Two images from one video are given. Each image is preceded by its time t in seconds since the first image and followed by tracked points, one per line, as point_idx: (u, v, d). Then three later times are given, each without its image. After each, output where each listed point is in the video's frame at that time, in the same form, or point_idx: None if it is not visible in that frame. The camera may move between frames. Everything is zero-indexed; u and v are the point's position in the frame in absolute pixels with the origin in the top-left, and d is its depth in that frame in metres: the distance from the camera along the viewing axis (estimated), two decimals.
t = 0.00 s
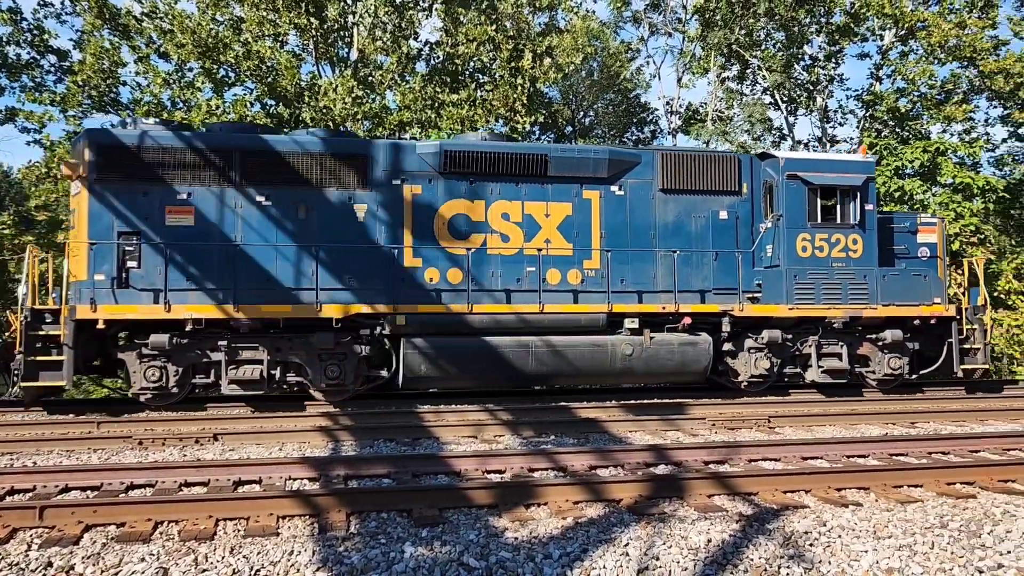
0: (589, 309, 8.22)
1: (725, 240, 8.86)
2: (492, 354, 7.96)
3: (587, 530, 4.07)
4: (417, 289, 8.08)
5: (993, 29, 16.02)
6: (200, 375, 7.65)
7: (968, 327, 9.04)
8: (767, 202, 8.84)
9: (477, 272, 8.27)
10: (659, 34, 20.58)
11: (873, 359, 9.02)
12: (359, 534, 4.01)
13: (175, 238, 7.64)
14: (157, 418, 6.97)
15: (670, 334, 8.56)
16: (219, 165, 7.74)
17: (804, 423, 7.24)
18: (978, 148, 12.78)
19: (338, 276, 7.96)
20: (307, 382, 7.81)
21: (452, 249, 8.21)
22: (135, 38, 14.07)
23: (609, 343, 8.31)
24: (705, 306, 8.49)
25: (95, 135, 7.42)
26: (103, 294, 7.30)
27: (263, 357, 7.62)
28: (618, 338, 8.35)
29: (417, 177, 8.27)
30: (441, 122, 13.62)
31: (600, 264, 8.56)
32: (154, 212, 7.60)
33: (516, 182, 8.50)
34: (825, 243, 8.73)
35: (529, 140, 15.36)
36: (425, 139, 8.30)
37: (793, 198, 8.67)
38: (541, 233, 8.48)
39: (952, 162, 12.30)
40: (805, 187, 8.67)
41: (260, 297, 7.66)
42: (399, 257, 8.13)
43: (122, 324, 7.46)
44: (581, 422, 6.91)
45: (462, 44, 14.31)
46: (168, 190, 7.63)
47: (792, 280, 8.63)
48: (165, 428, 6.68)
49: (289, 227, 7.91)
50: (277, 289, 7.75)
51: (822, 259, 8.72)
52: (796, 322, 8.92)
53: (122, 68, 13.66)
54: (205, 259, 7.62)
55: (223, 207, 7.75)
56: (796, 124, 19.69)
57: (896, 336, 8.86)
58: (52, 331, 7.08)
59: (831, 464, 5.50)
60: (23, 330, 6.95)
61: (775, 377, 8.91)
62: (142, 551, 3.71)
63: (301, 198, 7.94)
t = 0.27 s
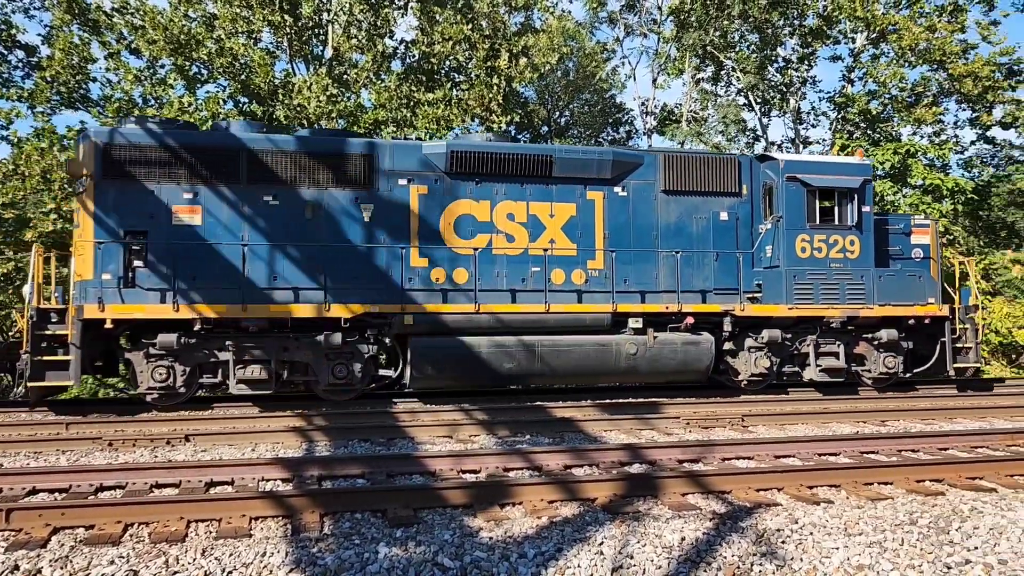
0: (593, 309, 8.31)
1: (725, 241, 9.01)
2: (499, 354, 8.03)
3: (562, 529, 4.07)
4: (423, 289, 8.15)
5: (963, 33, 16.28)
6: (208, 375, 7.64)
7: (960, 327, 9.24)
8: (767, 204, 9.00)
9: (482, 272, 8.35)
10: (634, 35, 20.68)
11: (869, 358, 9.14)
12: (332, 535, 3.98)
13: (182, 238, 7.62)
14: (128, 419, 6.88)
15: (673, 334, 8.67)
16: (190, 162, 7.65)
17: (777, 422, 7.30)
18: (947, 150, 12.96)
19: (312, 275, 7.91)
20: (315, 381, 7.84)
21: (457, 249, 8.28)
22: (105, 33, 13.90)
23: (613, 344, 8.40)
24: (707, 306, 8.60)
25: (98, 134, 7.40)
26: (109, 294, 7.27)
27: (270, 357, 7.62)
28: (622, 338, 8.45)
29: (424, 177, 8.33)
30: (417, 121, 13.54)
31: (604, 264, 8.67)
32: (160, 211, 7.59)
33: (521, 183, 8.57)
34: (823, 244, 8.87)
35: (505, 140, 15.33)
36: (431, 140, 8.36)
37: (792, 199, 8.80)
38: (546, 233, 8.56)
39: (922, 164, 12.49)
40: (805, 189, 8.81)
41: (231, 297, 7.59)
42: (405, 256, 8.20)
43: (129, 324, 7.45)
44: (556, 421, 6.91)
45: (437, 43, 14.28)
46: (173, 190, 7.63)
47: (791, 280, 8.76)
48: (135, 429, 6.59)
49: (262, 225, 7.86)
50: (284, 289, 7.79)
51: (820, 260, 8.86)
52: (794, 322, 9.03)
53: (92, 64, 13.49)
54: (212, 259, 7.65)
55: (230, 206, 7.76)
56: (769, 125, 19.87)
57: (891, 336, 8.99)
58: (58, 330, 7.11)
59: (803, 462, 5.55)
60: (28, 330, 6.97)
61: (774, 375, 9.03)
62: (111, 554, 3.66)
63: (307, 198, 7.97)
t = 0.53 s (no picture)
0: (603, 309, 8.48)
1: (729, 241, 9.21)
2: (509, 353, 8.15)
3: (540, 528, 4.07)
4: (434, 288, 8.26)
5: (936, 36, 16.52)
6: (219, 374, 7.65)
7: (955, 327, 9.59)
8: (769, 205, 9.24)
9: (491, 272, 8.48)
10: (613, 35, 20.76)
11: (868, 356, 9.42)
12: (309, 535, 3.96)
13: (194, 237, 7.64)
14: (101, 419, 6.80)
15: (679, 332, 8.83)
16: (164, 159, 7.59)
17: (754, 420, 7.35)
18: (920, 151, 13.12)
19: (288, 273, 7.87)
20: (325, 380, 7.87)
21: (467, 249, 8.40)
22: (78, 29, 13.73)
23: (621, 343, 8.53)
24: (712, 305, 8.81)
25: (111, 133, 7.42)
26: (122, 293, 7.26)
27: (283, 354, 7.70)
28: (629, 337, 8.59)
29: (433, 177, 8.43)
30: (395, 120, 13.45)
31: (610, 264, 8.83)
32: (171, 210, 7.59)
33: (529, 183, 8.69)
34: (825, 245, 9.14)
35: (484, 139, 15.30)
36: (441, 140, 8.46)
37: (795, 200, 9.05)
38: (554, 233, 8.70)
39: (896, 165, 12.66)
40: (807, 190, 9.04)
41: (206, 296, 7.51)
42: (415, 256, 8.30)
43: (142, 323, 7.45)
44: (534, 420, 6.91)
45: (416, 42, 14.25)
46: (185, 190, 7.63)
47: (795, 280, 9.01)
48: (110, 430, 6.52)
49: (236, 222, 7.78)
50: (295, 288, 7.85)
51: (821, 260, 9.13)
52: (797, 321, 9.26)
53: (66, 60, 13.32)
54: (225, 258, 7.68)
55: (241, 206, 7.79)
56: (746, 126, 20.01)
57: (891, 334, 9.27)
58: (70, 329, 7.16)
59: (778, 460, 5.59)
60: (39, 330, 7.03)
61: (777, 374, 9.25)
62: (84, 556, 3.61)
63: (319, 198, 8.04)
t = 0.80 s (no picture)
0: (613, 309, 8.63)
1: (735, 241, 9.39)
2: (522, 351, 8.27)
3: (521, 527, 4.07)
4: (446, 288, 8.35)
5: (914, 38, 16.68)
6: (235, 373, 7.73)
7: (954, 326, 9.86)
8: (774, 206, 9.43)
9: (503, 271, 8.58)
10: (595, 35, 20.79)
11: (870, 355, 9.66)
12: (289, 536, 3.94)
13: (209, 237, 7.70)
14: (79, 419, 6.72)
15: (688, 331, 8.95)
16: (142, 157, 7.51)
17: (734, 419, 7.39)
18: (899, 152, 13.24)
19: (268, 271, 7.81)
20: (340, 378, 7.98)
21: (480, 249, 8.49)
22: (55, 25, 13.56)
23: (631, 342, 8.68)
24: (721, 304, 8.94)
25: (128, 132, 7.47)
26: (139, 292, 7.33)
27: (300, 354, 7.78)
28: (639, 336, 8.74)
29: (446, 177, 8.52)
30: (377, 118, 13.39)
31: (620, 264, 8.96)
32: (189, 210, 7.65)
33: (541, 184, 8.80)
34: (829, 245, 9.30)
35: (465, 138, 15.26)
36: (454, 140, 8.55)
37: (800, 202, 9.26)
38: (564, 233, 8.81)
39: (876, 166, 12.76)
40: (811, 192, 9.24)
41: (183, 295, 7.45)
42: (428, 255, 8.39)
43: (159, 322, 7.51)
44: (516, 419, 6.92)
45: (398, 40, 14.19)
46: (203, 189, 7.68)
47: (800, 279, 9.17)
48: (87, 430, 6.46)
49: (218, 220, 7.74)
50: (311, 288, 7.92)
51: (825, 260, 9.29)
52: (802, 320, 9.46)
53: (42, 56, 13.16)
54: (240, 257, 7.74)
55: (257, 205, 7.85)
56: (728, 126, 20.10)
57: (893, 334, 9.49)
58: (86, 328, 7.15)
59: (758, 458, 5.63)
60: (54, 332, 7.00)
61: (781, 372, 9.45)
62: (60, 558, 3.57)
63: (334, 197, 8.11)
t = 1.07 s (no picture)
0: (626, 307, 8.74)
1: (744, 241, 9.46)
2: (537, 351, 8.25)
3: (506, 526, 4.07)
4: (461, 287, 8.44)
5: (897, 39, 16.82)
6: (256, 372, 7.81)
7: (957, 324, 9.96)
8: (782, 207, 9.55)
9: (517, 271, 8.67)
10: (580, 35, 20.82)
11: (875, 353, 9.75)
12: (273, 536, 3.92)
13: (229, 236, 7.76)
14: (60, 419, 6.66)
15: (699, 330, 8.97)
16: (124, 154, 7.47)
17: (718, 418, 7.42)
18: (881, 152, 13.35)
19: (252, 270, 7.78)
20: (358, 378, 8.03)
21: (495, 248, 8.58)
22: (35, 20, 13.44)
23: (644, 341, 8.67)
24: (732, 303, 9.06)
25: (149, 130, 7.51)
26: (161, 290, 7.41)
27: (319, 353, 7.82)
28: (651, 335, 8.74)
29: (462, 177, 8.61)
30: (361, 116, 13.35)
31: (632, 263, 9.06)
32: (207, 210, 7.71)
33: (554, 184, 8.89)
34: (836, 245, 9.45)
35: (450, 137, 15.23)
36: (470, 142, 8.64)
37: (808, 203, 9.37)
38: (578, 233, 8.91)
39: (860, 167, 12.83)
40: (820, 193, 9.36)
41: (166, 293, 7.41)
42: (444, 255, 8.48)
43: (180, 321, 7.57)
44: (501, 419, 6.92)
45: (382, 38, 14.15)
46: (222, 188, 7.75)
47: (808, 279, 9.32)
48: (68, 430, 6.40)
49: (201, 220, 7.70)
50: (329, 288, 8.01)
51: (833, 260, 9.45)
52: (810, 319, 9.53)
53: (22, 52, 13.03)
54: (260, 256, 7.82)
55: (276, 204, 7.93)
56: (712, 126, 20.19)
57: (898, 332, 9.60)
58: (108, 328, 7.10)
59: (742, 457, 5.66)
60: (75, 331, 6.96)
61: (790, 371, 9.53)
62: (41, 559, 3.54)
63: (352, 197, 8.19)
